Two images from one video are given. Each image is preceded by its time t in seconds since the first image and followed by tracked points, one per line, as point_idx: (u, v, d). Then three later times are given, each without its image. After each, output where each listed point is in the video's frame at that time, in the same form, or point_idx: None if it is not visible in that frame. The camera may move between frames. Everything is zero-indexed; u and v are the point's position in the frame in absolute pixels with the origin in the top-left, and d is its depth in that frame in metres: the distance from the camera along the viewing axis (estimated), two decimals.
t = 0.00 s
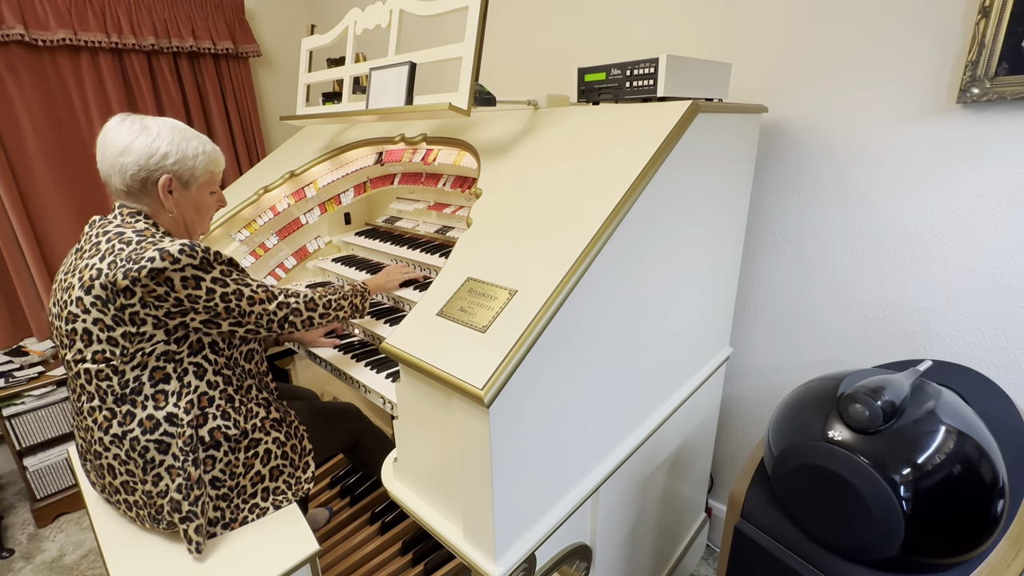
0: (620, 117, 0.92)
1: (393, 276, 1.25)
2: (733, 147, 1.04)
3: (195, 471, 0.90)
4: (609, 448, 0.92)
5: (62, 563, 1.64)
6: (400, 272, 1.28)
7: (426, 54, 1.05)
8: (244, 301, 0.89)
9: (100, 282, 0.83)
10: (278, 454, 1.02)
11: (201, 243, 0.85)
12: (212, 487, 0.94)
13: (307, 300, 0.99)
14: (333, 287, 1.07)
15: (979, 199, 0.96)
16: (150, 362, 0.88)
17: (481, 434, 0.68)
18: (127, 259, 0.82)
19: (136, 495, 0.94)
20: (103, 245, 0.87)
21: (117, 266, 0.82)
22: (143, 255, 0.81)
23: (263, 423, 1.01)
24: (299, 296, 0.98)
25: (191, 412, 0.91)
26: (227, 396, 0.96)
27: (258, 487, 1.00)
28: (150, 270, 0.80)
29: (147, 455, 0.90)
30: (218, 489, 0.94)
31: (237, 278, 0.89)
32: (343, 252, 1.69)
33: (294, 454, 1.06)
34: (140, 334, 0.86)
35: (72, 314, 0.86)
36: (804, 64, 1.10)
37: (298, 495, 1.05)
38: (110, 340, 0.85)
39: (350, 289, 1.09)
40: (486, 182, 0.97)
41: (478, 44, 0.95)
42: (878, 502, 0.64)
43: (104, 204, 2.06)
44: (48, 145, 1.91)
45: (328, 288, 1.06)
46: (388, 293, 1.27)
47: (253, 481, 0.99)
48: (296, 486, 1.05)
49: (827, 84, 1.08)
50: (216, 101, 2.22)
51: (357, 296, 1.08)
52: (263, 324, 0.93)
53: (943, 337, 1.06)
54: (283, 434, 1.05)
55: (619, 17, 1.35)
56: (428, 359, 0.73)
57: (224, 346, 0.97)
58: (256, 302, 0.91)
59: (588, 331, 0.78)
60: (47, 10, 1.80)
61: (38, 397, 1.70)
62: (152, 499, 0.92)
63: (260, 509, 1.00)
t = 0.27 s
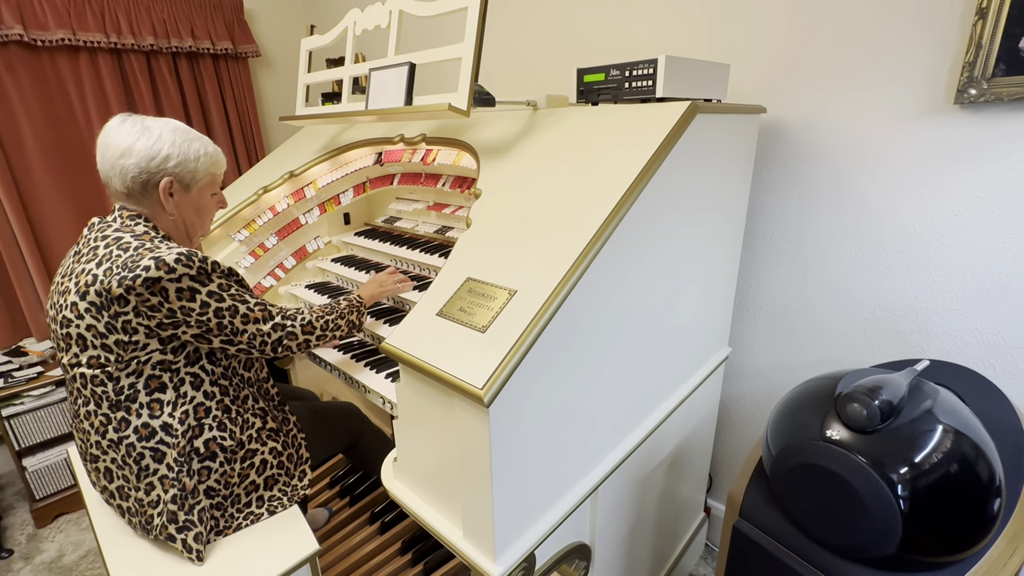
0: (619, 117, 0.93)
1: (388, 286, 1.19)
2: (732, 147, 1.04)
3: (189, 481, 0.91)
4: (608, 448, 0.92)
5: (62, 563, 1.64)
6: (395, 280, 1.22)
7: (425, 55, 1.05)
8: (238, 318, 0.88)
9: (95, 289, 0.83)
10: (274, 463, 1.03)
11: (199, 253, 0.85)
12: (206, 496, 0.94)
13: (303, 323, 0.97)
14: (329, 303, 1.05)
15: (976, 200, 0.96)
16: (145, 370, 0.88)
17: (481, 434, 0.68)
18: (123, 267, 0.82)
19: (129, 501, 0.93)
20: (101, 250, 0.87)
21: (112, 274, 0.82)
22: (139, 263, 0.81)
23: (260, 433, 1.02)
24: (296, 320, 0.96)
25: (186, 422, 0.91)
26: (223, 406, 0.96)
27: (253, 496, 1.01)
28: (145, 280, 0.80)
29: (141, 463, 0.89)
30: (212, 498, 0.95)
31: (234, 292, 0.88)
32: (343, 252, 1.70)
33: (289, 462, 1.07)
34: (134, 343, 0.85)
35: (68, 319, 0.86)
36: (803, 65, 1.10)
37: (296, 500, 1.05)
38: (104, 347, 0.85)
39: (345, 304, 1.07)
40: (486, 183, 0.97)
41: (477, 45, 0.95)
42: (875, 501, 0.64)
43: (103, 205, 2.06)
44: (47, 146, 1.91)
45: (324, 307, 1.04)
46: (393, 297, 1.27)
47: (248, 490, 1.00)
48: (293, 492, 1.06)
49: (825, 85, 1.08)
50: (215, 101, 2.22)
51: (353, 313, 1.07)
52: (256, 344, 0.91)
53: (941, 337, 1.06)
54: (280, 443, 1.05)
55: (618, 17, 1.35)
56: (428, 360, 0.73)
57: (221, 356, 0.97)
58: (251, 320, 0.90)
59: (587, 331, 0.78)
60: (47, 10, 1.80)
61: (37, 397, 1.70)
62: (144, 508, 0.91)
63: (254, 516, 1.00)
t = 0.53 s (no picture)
0: (619, 119, 0.93)
1: (384, 292, 1.19)
2: (731, 149, 1.04)
3: (186, 485, 0.91)
4: (608, 449, 0.92)
5: (61, 565, 1.63)
6: (389, 286, 1.22)
7: (426, 57, 1.06)
8: (234, 324, 0.88)
9: (94, 290, 0.84)
10: (274, 466, 1.04)
11: (199, 255, 0.86)
12: (206, 499, 0.94)
13: (301, 332, 0.96)
14: (327, 312, 1.05)
15: (974, 202, 0.97)
16: (144, 374, 0.88)
17: (481, 435, 0.68)
18: (123, 269, 0.82)
19: (126, 505, 0.93)
20: (101, 251, 0.87)
21: (112, 275, 0.82)
22: (138, 265, 0.81)
23: (260, 437, 1.02)
24: (293, 328, 0.96)
25: (185, 426, 0.91)
26: (224, 410, 0.96)
27: (254, 499, 1.02)
28: (144, 281, 0.80)
29: (139, 466, 0.89)
30: (212, 502, 0.95)
31: (232, 297, 0.88)
32: (343, 253, 1.70)
33: (290, 465, 1.08)
34: (133, 346, 0.85)
35: (67, 321, 0.86)
36: (801, 67, 1.11)
37: (296, 502, 1.05)
38: (104, 348, 0.85)
39: (342, 313, 1.06)
40: (486, 184, 0.98)
41: (477, 48, 0.95)
42: (874, 501, 0.65)
43: (103, 205, 2.06)
44: (47, 147, 1.91)
45: (322, 316, 1.03)
46: (394, 298, 1.28)
47: (248, 493, 1.00)
48: (293, 494, 1.06)
49: (824, 87, 1.09)
50: (215, 102, 2.23)
51: (351, 321, 1.06)
52: (252, 351, 0.91)
53: (940, 338, 1.06)
54: (280, 446, 1.06)
55: (617, 19, 1.36)
56: (428, 360, 0.74)
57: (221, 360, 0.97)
58: (249, 326, 0.89)
59: (588, 333, 0.79)
60: (47, 12, 1.80)
61: (37, 399, 1.70)
62: (141, 512, 0.91)
63: (255, 518, 1.00)
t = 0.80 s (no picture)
0: (618, 122, 0.93)
1: (378, 299, 1.19)
2: (730, 151, 1.05)
3: (185, 487, 0.91)
4: (608, 451, 0.92)
5: (60, 567, 1.63)
6: (383, 292, 1.22)
7: (426, 59, 1.06)
8: (232, 328, 0.88)
9: (96, 290, 0.84)
10: (274, 467, 1.04)
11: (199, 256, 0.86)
12: (206, 500, 0.94)
13: (297, 339, 0.97)
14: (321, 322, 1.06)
15: (972, 203, 0.97)
16: (145, 374, 0.88)
17: (482, 436, 0.68)
18: (125, 268, 0.82)
19: (125, 507, 0.93)
20: (103, 251, 0.87)
21: (114, 274, 0.83)
22: (140, 264, 0.81)
23: (260, 438, 1.02)
24: (290, 336, 0.96)
25: (185, 427, 0.91)
26: (224, 411, 0.96)
27: (254, 500, 1.01)
28: (146, 280, 0.80)
29: (138, 467, 0.89)
30: (212, 503, 0.95)
31: (232, 300, 0.88)
32: (343, 255, 1.70)
33: (289, 467, 1.08)
34: (133, 346, 0.85)
35: (69, 320, 0.87)
36: (800, 70, 1.11)
37: (296, 504, 1.05)
38: (104, 347, 0.85)
39: (337, 322, 1.07)
40: (486, 186, 0.98)
41: (477, 50, 0.96)
42: (874, 502, 0.65)
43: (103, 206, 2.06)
44: (48, 148, 1.91)
45: (317, 325, 1.04)
46: (393, 299, 1.29)
47: (248, 495, 1.00)
48: (293, 496, 1.06)
49: (823, 89, 1.09)
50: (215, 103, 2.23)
51: (346, 330, 1.07)
52: (247, 357, 0.91)
53: (939, 339, 1.07)
54: (280, 447, 1.06)
55: (617, 21, 1.36)
56: (428, 362, 0.74)
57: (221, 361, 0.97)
58: (245, 331, 0.89)
59: (588, 335, 0.79)
60: (47, 14, 1.80)
61: (36, 400, 1.70)
62: (139, 513, 0.91)
63: (255, 520, 1.00)
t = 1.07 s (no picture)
0: (617, 122, 0.93)
1: (373, 299, 1.20)
2: (729, 152, 1.05)
3: (183, 487, 0.91)
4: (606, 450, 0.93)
5: (58, 567, 1.63)
6: (379, 292, 1.23)
7: (424, 59, 1.06)
8: (226, 331, 0.88)
9: (89, 292, 0.83)
10: (272, 466, 1.04)
11: (191, 257, 0.85)
12: (204, 501, 0.94)
13: (288, 342, 0.98)
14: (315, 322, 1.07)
15: (969, 203, 0.97)
16: (140, 376, 0.88)
17: (480, 436, 0.68)
18: (116, 271, 0.81)
19: (123, 508, 0.93)
20: (93, 253, 0.86)
21: (106, 277, 0.82)
22: (131, 266, 0.81)
23: (257, 437, 1.02)
24: (281, 337, 0.97)
25: (182, 428, 0.91)
26: (220, 412, 0.96)
27: (253, 499, 1.01)
28: (139, 283, 0.80)
29: (136, 469, 0.89)
30: (210, 503, 0.95)
31: (226, 302, 0.89)
32: (341, 255, 1.70)
33: (287, 465, 1.08)
34: (127, 349, 0.85)
35: (62, 323, 0.86)
36: (798, 70, 1.11)
37: (295, 503, 1.05)
38: (98, 350, 0.85)
39: (331, 323, 1.09)
40: (485, 186, 0.98)
41: (476, 51, 0.96)
42: (872, 501, 0.65)
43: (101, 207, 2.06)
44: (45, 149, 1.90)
45: (309, 326, 1.06)
46: (391, 299, 1.29)
47: (247, 494, 1.00)
48: (292, 495, 1.06)
49: (821, 90, 1.09)
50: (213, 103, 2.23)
51: (339, 331, 1.09)
52: (240, 359, 0.91)
53: (936, 339, 1.07)
54: (277, 446, 1.06)
55: (615, 22, 1.37)
56: (427, 362, 0.74)
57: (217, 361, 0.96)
58: (239, 333, 0.90)
59: (587, 335, 0.79)
60: (45, 14, 1.80)
61: (34, 401, 1.69)
62: (138, 514, 0.91)
63: (254, 519, 1.00)
